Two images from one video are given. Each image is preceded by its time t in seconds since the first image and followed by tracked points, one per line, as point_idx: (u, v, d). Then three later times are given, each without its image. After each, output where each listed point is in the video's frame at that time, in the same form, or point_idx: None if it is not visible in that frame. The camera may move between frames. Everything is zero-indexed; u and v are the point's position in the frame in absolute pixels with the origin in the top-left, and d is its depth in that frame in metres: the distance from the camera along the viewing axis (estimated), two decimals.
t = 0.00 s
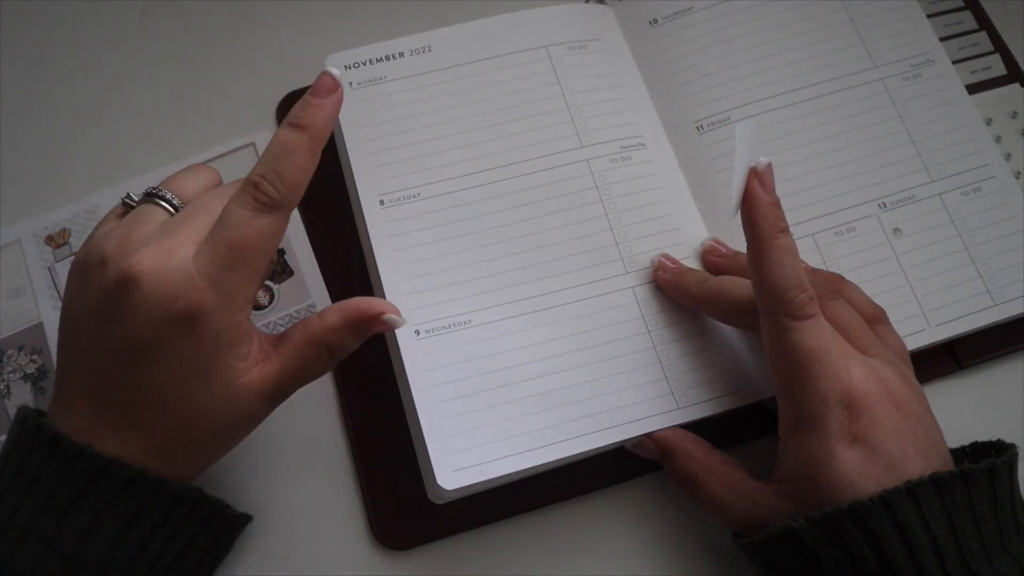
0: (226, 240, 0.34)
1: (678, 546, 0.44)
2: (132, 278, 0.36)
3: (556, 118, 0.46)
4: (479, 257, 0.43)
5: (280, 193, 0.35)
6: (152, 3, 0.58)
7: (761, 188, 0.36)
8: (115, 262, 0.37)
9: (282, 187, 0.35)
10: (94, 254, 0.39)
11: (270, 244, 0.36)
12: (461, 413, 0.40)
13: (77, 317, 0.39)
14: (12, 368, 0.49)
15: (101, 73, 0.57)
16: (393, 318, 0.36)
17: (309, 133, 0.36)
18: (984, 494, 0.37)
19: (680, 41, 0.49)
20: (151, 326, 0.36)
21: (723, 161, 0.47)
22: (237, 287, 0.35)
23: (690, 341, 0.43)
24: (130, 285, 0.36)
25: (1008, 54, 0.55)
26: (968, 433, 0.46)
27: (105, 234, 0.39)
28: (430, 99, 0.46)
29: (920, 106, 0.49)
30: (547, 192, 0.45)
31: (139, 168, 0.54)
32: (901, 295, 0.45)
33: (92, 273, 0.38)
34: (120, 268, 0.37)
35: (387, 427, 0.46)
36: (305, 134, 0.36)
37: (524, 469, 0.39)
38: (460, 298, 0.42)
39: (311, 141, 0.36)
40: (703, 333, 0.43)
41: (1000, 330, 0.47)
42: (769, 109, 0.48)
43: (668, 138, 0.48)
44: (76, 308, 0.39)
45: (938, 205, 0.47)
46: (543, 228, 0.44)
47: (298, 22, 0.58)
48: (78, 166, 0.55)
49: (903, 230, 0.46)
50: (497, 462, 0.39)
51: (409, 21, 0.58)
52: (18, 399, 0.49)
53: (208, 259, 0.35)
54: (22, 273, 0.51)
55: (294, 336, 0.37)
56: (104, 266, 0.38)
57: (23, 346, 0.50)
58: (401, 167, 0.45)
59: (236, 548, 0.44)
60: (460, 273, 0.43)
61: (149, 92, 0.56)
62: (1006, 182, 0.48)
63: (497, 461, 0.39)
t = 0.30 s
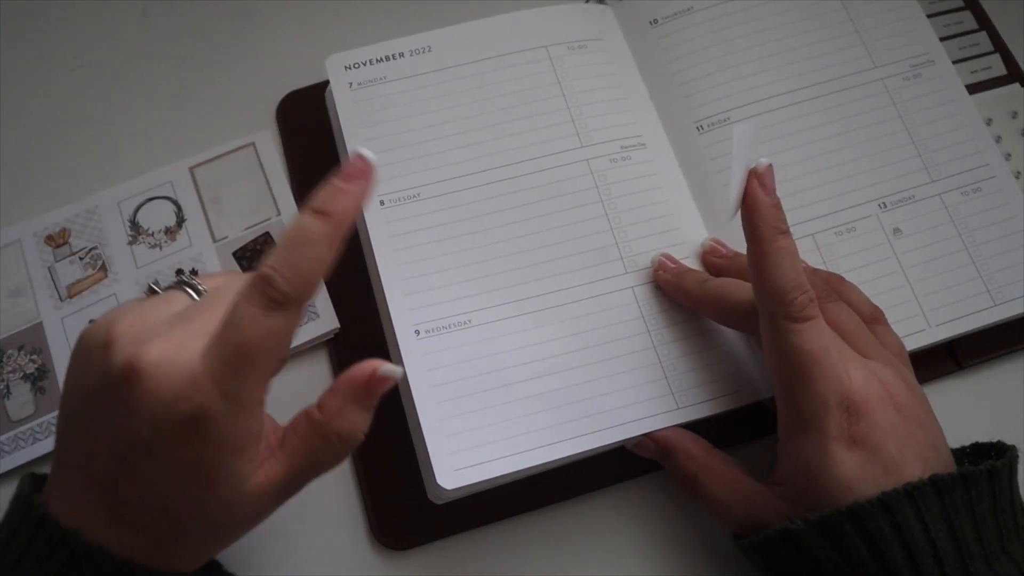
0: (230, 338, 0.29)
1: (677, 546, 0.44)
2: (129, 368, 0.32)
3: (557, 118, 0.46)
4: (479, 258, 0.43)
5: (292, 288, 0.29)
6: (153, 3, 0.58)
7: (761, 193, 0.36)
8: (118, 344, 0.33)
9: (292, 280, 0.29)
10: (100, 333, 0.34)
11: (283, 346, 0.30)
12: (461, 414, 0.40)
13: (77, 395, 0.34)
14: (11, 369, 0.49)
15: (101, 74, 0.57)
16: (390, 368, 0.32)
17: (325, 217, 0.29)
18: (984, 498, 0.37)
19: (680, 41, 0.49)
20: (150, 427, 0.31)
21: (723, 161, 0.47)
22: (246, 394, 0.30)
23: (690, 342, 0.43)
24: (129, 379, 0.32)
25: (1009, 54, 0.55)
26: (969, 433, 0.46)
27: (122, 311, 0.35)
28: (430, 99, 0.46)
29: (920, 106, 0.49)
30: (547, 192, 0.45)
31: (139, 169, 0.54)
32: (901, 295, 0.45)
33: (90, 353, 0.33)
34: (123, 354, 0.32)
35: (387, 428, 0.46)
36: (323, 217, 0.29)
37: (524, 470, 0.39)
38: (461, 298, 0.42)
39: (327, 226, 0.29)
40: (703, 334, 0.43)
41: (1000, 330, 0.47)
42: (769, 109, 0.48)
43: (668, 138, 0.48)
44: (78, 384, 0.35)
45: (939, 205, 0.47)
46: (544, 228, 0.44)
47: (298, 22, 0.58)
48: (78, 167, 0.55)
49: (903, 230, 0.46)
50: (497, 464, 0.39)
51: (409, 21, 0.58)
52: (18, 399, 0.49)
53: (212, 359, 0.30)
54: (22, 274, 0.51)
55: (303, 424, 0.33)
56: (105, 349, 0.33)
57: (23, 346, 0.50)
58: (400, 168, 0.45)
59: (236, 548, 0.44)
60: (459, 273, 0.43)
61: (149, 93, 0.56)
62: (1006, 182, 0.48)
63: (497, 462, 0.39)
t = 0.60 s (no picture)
0: (248, 428, 0.21)
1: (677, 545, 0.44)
2: (107, 435, 0.22)
3: (557, 117, 0.47)
4: (479, 262, 0.44)
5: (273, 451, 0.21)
6: (153, 3, 0.58)
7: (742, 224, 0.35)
8: None
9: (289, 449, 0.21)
10: None
11: (274, 484, 0.21)
12: (461, 419, 0.41)
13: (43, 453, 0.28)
14: (12, 368, 0.50)
15: (101, 73, 0.57)
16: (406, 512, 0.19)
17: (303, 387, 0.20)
18: (971, 514, 0.36)
19: (679, 42, 0.50)
20: (138, 537, 0.22)
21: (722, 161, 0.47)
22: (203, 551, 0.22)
23: (691, 342, 0.43)
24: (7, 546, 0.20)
25: (1009, 54, 0.55)
26: (970, 433, 0.46)
27: None
28: (431, 105, 0.47)
29: (920, 106, 0.49)
30: (547, 192, 0.45)
31: (139, 169, 0.54)
32: (901, 295, 0.45)
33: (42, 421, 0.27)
34: None
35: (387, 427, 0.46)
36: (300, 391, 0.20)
37: (522, 473, 0.40)
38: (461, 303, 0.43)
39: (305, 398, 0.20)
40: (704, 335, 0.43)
41: (1000, 330, 0.47)
42: (769, 109, 0.48)
43: (667, 139, 0.48)
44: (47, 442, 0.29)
45: (939, 205, 0.47)
46: (543, 229, 0.44)
47: (298, 22, 0.58)
48: (78, 167, 0.55)
49: (904, 229, 0.46)
50: (495, 468, 0.40)
51: (410, 21, 0.58)
52: (19, 398, 0.49)
53: (234, 452, 0.21)
54: (23, 274, 0.52)
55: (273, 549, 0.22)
56: None
57: (23, 346, 0.50)
58: (403, 176, 0.46)
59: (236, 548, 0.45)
60: (458, 279, 0.44)
61: (149, 93, 0.56)
62: (1006, 182, 0.48)
63: (492, 468, 0.40)
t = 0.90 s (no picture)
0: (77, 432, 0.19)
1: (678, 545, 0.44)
2: None
3: (562, 109, 0.46)
4: (485, 251, 0.43)
5: (113, 470, 0.19)
6: (153, 3, 0.58)
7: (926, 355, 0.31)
8: None
9: (111, 384, 0.18)
10: None
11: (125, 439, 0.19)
12: (469, 413, 0.40)
13: None
14: (11, 368, 0.49)
15: (102, 73, 0.57)
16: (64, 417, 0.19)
17: (100, 318, 0.18)
18: None
19: (679, 41, 0.50)
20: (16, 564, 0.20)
21: (722, 161, 0.47)
22: (74, 549, 0.19)
23: (699, 335, 0.43)
24: None
25: (1008, 54, 0.55)
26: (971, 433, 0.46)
27: None
28: (432, 92, 0.46)
29: (920, 105, 0.49)
30: (553, 182, 0.44)
31: (139, 169, 0.54)
32: (902, 294, 0.45)
33: None
34: None
35: (387, 427, 0.46)
36: (45, 211, 0.16)
37: (531, 469, 0.39)
38: (467, 292, 0.42)
39: (60, 223, 0.17)
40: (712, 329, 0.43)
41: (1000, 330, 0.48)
42: (770, 107, 0.48)
43: (668, 137, 0.49)
44: None
45: (940, 204, 0.47)
46: (550, 219, 0.44)
47: (299, 23, 0.58)
48: (77, 166, 0.55)
49: (906, 228, 0.46)
50: (504, 464, 0.39)
51: (411, 21, 0.58)
52: (18, 399, 0.49)
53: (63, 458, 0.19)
54: (22, 274, 0.51)
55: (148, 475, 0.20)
56: None
57: (22, 346, 0.50)
58: (404, 160, 0.45)
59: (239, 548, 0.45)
60: (463, 268, 0.42)
61: (149, 93, 0.56)
62: (1007, 181, 0.48)
63: (504, 462, 0.39)
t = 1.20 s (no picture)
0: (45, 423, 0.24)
1: (677, 544, 0.45)
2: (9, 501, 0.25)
3: (563, 106, 0.46)
4: (489, 243, 0.42)
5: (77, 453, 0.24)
6: (154, 3, 0.58)
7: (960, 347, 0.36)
8: (88, 435, 0.24)
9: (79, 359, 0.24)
10: (54, 375, 0.24)
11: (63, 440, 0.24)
12: (472, 406, 0.39)
13: (131, 493, 0.33)
14: (10, 368, 0.49)
15: (101, 73, 0.57)
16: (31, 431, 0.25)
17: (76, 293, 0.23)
18: None
19: (678, 40, 0.50)
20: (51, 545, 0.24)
21: (722, 160, 0.47)
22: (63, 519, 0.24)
23: (700, 334, 0.43)
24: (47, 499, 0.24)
25: (1008, 54, 0.55)
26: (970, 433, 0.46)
27: (67, 258, 0.23)
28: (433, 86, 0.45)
29: (920, 105, 0.49)
30: (556, 177, 0.44)
31: (139, 169, 0.54)
32: (902, 294, 0.45)
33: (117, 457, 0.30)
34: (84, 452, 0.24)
35: (387, 427, 0.46)
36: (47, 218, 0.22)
37: (537, 463, 0.38)
38: (470, 284, 0.41)
39: (53, 221, 0.22)
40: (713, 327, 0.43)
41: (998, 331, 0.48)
42: (770, 107, 0.48)
43: (668, 137, 0.49)
44: (133, 479, 0.33)
45: (940, 204, 0.47)
46: (553, 214, 0.43)
47: (299, 23, 0.58)
48: (77, 166, 0.55)
49: (906, 228, 0.46)
50: (509, 458, 0.38)
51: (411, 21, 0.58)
52: (18, 398, 0.48)
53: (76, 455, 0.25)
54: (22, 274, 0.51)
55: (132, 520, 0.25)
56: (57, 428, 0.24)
57: (22, 346, 0.50)
58: (403, 149, 0.44)
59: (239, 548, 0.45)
60: (467, 259, 0.42)
61: (149, 93, 0.56)
62: (1006, 182, 0.48)
63: (509, 457, 0.38)
